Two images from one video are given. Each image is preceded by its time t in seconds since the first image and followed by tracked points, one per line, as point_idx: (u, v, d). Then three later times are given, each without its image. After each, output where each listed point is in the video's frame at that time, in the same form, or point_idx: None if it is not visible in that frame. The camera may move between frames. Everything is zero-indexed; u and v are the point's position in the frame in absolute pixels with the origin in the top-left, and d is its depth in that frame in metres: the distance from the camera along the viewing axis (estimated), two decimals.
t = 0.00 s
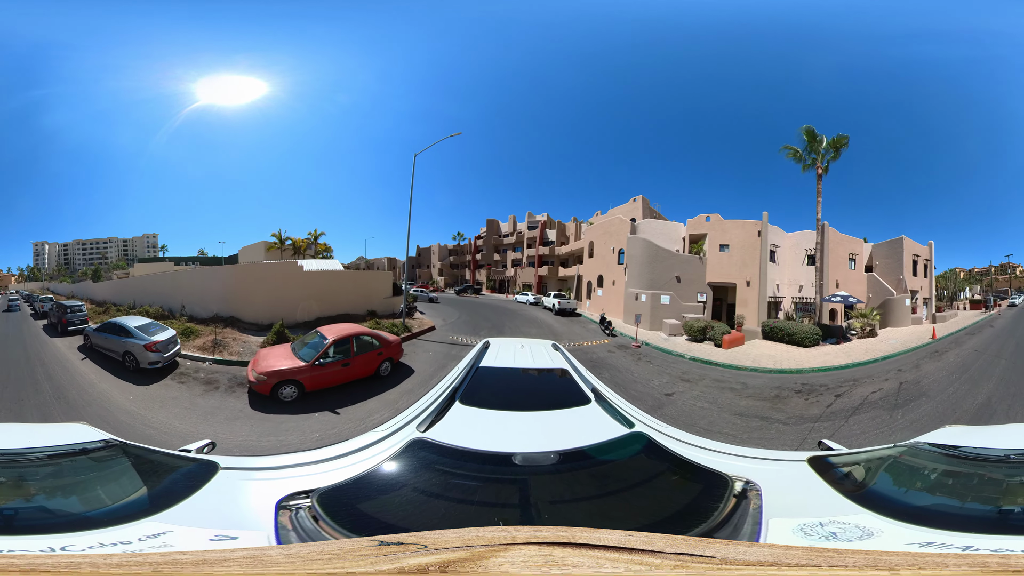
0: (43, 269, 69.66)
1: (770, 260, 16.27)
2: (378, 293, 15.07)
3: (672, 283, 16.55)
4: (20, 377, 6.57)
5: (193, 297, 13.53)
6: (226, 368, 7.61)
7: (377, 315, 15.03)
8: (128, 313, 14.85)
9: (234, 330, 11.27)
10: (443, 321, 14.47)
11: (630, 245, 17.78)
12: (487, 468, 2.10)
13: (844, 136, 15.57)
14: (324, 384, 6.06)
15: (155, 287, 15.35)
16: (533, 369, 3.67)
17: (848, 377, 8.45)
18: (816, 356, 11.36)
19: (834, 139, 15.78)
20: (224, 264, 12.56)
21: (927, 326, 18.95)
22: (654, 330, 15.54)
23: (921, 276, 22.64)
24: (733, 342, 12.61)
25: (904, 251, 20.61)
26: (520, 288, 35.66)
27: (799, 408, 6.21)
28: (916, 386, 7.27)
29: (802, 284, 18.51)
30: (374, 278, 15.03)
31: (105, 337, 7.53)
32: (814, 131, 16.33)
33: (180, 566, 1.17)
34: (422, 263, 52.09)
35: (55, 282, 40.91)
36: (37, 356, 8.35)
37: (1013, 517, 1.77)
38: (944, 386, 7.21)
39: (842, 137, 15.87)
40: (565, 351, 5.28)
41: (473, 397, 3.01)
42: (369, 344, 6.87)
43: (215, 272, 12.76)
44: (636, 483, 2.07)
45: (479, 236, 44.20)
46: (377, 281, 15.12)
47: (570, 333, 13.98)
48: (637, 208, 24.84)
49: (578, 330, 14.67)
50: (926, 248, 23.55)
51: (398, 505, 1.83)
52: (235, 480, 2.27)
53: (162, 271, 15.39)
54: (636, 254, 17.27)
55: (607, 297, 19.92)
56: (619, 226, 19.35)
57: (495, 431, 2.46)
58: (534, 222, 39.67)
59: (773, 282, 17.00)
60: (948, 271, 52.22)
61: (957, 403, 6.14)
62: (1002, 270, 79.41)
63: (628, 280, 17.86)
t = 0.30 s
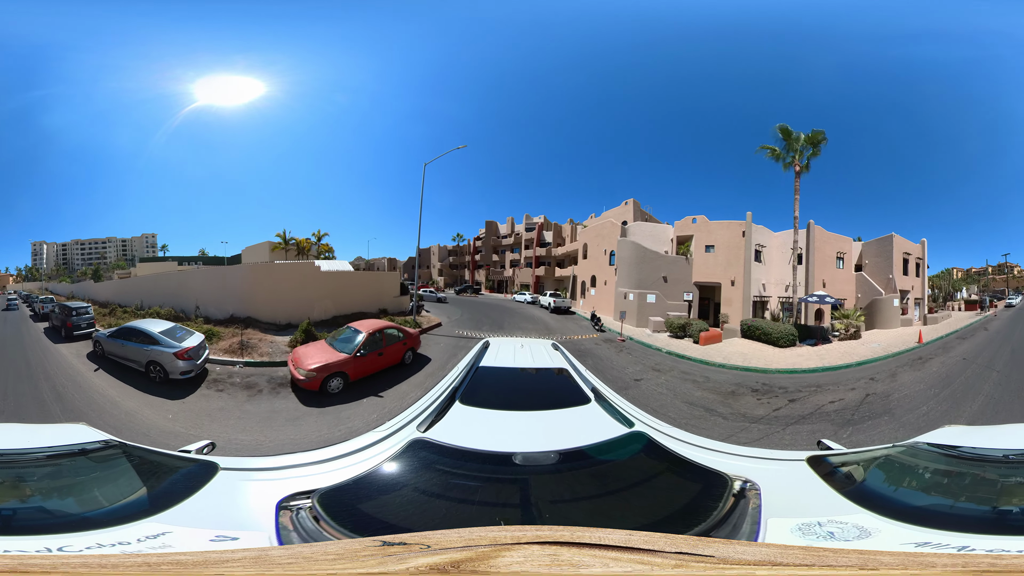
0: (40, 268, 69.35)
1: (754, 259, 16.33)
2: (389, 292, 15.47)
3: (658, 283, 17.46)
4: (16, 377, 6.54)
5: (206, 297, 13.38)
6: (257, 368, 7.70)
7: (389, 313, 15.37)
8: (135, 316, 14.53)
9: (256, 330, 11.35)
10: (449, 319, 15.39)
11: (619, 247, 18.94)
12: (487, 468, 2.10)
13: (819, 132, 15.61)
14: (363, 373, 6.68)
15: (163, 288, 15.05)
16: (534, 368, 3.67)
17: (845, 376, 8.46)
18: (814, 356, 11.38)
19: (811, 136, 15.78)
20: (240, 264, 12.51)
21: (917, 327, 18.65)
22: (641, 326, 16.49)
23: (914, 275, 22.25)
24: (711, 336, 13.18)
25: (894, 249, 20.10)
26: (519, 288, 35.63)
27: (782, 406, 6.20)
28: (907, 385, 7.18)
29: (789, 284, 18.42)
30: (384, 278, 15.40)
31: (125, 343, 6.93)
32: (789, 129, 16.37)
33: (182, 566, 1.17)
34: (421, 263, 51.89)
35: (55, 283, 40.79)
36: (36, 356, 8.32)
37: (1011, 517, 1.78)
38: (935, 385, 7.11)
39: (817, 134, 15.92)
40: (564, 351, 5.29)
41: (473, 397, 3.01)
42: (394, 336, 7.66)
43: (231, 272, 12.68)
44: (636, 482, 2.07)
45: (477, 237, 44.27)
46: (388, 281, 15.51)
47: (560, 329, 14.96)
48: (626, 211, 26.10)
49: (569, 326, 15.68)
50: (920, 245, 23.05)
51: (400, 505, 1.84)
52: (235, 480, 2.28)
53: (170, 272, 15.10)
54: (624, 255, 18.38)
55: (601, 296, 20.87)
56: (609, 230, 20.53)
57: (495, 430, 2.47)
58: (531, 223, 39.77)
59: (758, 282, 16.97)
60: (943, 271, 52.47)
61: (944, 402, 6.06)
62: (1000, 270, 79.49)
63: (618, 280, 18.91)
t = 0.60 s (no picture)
0: (41, 268, 69.28)
1: (737, 259, 16.92)
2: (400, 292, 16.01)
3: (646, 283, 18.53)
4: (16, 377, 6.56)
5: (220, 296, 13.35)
6: (293, 368, 7.82)
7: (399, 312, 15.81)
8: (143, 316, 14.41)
9: (280, 331, 11.51)
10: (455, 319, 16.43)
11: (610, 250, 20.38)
12: (486, 468, 2.11)
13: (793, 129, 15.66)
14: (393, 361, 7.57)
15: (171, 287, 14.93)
16: (533, 368, 3.68)
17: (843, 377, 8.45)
18: (813, 356, 11.38)
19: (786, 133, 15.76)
20: (256, 263, 12.50)
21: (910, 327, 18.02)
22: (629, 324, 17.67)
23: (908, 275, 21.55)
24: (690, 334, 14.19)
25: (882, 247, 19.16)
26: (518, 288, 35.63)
27: (741, 401, 6.43)
28: (898, 388, 7.10)
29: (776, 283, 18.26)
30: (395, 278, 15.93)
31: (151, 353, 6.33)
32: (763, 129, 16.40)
33: (183, 566, 1.18)
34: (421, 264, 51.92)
35: (55, 282, 40.85)
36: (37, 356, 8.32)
37: (1010, 518, 1.78)
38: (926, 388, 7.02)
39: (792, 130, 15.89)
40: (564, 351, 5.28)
41: (472, 397, 3.02)
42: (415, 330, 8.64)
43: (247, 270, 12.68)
44: (634, 482, 2.08)
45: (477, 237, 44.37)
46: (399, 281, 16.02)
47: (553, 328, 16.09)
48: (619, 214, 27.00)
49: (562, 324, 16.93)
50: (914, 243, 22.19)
51: (400, 505, 1.85)
52: (235, 480, 2.29)
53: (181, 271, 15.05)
54: (614, 257, 19.73)
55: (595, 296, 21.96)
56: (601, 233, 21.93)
57: (496, 430, 2.47)
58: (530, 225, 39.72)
59: (744, 282, 17.53)
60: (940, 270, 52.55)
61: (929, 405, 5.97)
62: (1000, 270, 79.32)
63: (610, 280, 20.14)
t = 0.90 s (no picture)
0: (40, 268, 69.08)
1: (722, 259, 17.47)
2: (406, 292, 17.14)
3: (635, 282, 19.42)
4: (14, 377, 6.54)
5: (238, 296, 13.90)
6: (329, 363, 8.19)
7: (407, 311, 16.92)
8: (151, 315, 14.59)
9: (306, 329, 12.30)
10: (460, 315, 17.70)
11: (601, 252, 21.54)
12: (486, 468, 2.11)
13: (763, 128, 15.75)
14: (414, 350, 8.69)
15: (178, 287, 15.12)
16: (533, 368, 3.68)
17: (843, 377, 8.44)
18: (812, 356, 11.37)
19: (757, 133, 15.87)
20: (278, 263, 13.30)
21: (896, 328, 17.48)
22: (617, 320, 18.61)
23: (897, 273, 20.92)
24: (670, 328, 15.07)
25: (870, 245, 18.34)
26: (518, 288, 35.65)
27: (692, 391, 7.05)
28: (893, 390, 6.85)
29: (761, 282, 18.32)
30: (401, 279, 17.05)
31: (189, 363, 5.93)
32: (734, 129, 16.49)
33: (184, 566, 1.19)
34: (421, 264, 51.88)
35: (56, 282, 40.85)
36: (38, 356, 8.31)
37: (1010, 518, 1.78)
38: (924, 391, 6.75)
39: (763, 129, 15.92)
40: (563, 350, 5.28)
41: (472, 396, 3.03)
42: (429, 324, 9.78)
43: (268, 269, 13.44)
44: (634, 482, 2.08)
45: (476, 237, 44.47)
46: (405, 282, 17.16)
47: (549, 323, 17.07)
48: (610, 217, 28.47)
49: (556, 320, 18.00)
50: (903, 241, 21.45)
51: (400, 505, 1.86)
52: (235, 480, 2.30)
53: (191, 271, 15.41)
54: (604, 258, 20.83)
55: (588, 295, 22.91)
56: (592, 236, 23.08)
57: (495, 430, 2.47)
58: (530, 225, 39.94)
59: (729, 281, 17.98)
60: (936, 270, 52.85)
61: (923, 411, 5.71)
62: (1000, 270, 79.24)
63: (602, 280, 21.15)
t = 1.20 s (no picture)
0: (39, 268, 68.80)
1: (706, 260, 18.20)
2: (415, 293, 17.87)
3: (625, 283, 20.10)
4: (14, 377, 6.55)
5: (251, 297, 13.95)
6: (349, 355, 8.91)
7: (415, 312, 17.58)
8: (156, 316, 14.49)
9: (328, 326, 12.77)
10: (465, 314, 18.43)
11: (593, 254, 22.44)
12: (486, 468, 2.11)
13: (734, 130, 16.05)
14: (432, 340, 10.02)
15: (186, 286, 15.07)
16: (533, 368, 3.69)
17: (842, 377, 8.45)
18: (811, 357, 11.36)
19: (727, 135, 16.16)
20: (298, 264, 13.59)
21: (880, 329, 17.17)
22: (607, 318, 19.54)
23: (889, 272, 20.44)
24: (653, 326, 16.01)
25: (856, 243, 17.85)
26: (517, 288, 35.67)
27: (656, 382, 7.59)
28: (879, 394, 6.66)
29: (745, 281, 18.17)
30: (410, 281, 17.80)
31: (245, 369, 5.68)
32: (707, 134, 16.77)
33: (183, 567, 1.18)
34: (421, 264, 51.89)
35: (56, 282, 40.81)
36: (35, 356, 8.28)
37: (1008, 518, 1.79)
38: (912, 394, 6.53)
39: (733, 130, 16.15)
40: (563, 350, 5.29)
41: (472, 396, 3.03)
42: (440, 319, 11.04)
43: (287, 271, 13.68)
44: (634, 482, 2.08)
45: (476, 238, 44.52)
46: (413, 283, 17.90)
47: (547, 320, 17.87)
48: (604, 220, 30.28)
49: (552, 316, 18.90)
50: (895, 239, 20.79)
51: (399, 505, 1.85)
52: (234, 481, 2.29)
53: (203, 271, 15.48)
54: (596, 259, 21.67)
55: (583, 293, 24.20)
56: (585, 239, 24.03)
57: (495, 430, 2.47)
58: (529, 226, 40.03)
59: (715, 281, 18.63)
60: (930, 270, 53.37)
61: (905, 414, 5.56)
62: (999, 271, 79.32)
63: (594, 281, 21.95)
